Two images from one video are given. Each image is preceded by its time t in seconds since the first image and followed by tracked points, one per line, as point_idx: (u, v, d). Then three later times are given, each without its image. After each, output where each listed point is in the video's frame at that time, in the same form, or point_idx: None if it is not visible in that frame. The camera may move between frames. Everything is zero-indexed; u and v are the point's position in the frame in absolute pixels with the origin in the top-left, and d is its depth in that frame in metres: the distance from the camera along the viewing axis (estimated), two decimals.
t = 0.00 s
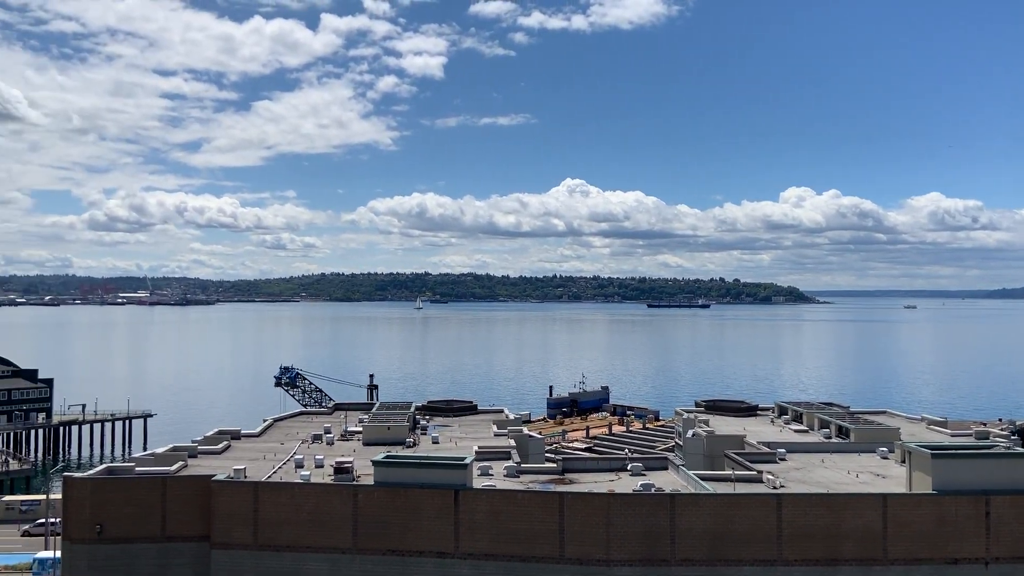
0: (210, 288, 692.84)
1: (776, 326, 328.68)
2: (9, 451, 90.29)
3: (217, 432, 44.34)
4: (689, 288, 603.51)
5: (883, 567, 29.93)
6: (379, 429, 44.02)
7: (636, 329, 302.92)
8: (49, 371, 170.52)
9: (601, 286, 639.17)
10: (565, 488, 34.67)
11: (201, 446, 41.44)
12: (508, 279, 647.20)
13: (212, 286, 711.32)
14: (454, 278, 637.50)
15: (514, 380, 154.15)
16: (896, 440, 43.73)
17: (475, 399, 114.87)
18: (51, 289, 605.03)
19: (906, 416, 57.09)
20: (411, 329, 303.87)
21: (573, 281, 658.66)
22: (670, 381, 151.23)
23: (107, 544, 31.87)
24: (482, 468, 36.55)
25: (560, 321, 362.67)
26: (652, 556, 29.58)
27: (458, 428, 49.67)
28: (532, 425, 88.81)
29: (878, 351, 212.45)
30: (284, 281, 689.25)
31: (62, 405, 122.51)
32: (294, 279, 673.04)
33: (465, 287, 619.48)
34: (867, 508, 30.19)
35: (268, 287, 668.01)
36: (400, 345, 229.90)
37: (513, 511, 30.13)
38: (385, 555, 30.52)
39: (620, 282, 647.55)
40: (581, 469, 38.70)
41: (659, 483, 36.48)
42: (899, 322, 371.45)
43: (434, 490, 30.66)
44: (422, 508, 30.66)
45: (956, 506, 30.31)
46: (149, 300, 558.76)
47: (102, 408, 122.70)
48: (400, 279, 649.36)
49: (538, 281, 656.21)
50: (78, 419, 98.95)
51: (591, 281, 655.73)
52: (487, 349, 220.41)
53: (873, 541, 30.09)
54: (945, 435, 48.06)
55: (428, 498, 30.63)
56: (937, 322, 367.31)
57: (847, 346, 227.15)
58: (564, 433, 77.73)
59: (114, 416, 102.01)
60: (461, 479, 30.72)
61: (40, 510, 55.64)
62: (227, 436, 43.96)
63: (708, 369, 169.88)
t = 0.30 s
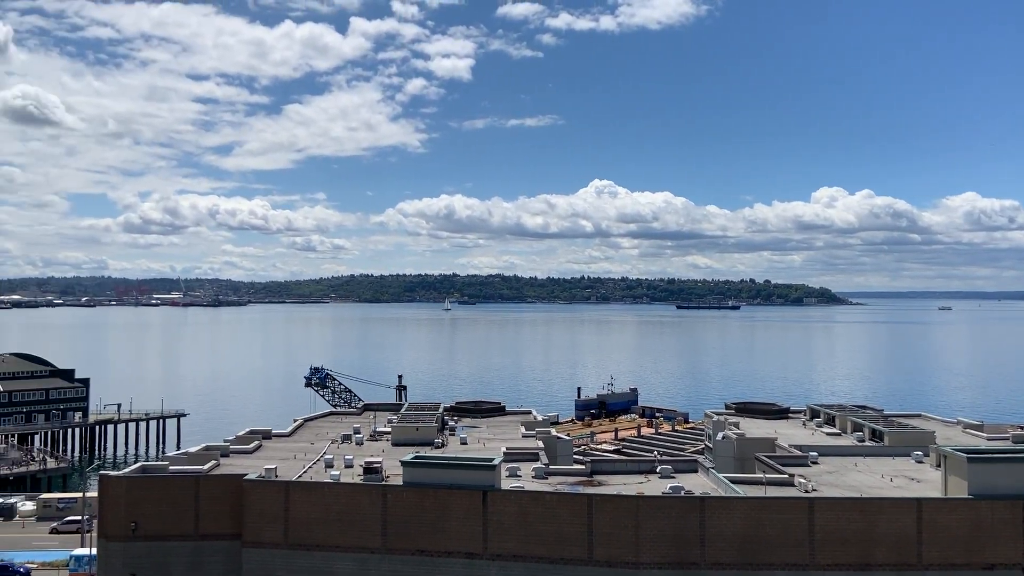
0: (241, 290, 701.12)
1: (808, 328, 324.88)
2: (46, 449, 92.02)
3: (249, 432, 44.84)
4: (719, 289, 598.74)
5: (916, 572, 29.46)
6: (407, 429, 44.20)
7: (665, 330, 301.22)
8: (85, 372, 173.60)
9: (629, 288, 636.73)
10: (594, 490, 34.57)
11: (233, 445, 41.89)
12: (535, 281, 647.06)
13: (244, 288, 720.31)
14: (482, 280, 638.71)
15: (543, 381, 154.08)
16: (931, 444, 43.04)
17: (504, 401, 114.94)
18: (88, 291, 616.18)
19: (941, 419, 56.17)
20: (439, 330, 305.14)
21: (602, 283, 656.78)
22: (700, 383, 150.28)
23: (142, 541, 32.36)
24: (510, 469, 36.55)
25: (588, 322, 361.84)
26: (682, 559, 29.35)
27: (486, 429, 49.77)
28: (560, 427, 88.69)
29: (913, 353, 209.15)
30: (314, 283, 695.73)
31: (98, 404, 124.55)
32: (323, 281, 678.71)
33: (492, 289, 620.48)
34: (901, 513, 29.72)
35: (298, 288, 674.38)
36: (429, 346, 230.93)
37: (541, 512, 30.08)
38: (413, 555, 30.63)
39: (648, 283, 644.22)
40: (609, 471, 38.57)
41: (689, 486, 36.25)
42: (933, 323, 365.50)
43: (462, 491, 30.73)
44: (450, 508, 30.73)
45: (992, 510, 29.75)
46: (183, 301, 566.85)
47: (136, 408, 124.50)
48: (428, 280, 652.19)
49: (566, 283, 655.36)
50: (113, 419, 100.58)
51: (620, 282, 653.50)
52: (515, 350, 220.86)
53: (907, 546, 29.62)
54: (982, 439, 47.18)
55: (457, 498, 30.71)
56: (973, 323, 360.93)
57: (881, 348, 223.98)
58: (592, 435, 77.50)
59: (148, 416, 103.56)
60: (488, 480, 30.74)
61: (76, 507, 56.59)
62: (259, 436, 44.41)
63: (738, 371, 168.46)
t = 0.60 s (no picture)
0: (273, 290, 707.88)
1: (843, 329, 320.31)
2: (84, 447, 93.73)
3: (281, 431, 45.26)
4: (751, 290, 593.07)
5: None
6: (437, 430, 44.34)
7: (696, 330, 299.20)
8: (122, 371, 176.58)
9: (660, 288, 633.11)
10: (624, 492, 34.32)
11: (266, 444, 42.37)
12: (565, 281, 645.67)
13: (276, 288, 728.44)
14: (511, 280, 639.09)
15: (572, 381, 153.78)
16: (970, 446, 42.15)
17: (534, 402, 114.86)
18: (125, 292, 627.90)
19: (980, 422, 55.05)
20: (470, 330, 305.73)
21: (632, 284, 653.94)
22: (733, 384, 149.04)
23: (176, 539, 32.77)
24: (540, 470, 36.46)
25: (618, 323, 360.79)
26: (714, 562, 29.06)
27: (515, 430, 49.73)
28: (590, 428, 88.36)
29: (951, 355, 205.51)
30: (345, 283, 701.29)
31: (133, 404, 126.57)
32: (354, 282, 683.86)
33: (521, 289, 620.61)
34: (938, 517, 29.14)
35: (329, 289, 679.98)
36: (458, 346, 231.71)
37: (570, 513, 29.93)
38: (443, 555, 30.69)
39: (679, 283, 640.02)
40: (640, 472, 38.32)
41: (720, 488, 35.86)
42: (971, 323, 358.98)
43: (492, 492, 30.71)
44: (480, 508, 30.72)
45: None
46: (216, 302, 574.71)
47: (170, 407, 126.21)
48: (458, 281, 653.89)
49: (595, 283, 653.11)
50: (149, 418, 102.02)
51: (650, 283, 650.25)
52: (545, 350, 220.72)
53: (944, 551, 29.04)
54: (1023, 442, 46.13)
55: (486, 499, 30.69)
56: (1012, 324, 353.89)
57: (918, 349, 220.25)
58: (622, 436, 77.12)
59: (182, 415, 105.12)
60: (518, 481, 30.68)
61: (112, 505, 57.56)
62: (290, 435, 44.83)
63: (771, 372, 166.77)
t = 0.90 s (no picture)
0: (307, 290, 715.09)
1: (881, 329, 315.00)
2: (124, 444, 95.54)
3: (316, 429, 45.72)
4: (787, 289, 585.82)
5: None
6: (470, 429, 44.45)
7: (730, 330, 296.58)
8: (161, 369, 179.63)
9: (693, 288, 628.18)
10: (658, 492, 34.10)
11: (301, 442, 42.81)
12: (597, 281, 642.99)
13: (310, 288, 735.65)
14: (544, 279, 638.46)
15: (605, 381, 153.49)
16: (1013, 448, 41.27)
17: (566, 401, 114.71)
18: (163, 292, 639.01)
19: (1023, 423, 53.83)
20: (502, 330, 306.29)
21: (665, 283, 649.82)
22: (768, 385, 147.33)
23: (213, 535, 33.25)
24: (573, 470, 36.39)
25: (650, 322, 359.17)
26: (750, 564, 28.76)
27: (548, 429, 49.69)
28: (623, 428, 88.04)
29: (994, 355, 201.05)
30: (378, 283, 705.89)
31: (172, 401, 128.86)
32: (387, 282, 688.65)
33: (553, 288, 619.75)
34: (980, 521, 28.60)
35: (362, 289, 684.79)
36: (490, 346, 232.32)
37: (604, 512, 29.82)
38: (476, 554, 30.76)
39: (712, 283, 634.44)
40: (674, 473, 38.03)
41: (757, 489, 35.45)
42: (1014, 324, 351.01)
43: (524, 490, 30.71)
44: (513, 508, 30.74)
45: None
46: (252, 302, 582.52)
47: (208, 404, 128.03)
48: (490, 281, 654.50)
49: (628, 283, 649.42)
50: (188, 415, 103.72)
51: (683, 282, 645.37)
52: (577, 350, 220.39)
53: (986, 554, 28.51)
54: None
55: (519, 499, 30.69)
56: None
57: (959, 350, 215.85)
58: (655, 437, 76.67)
59: (220, 412, 106.66)
60: (550, 481, 30.67)
61: (152, 501, 58.57)
62: (325, 433, 45.25)
63: (806, 373, 164.68)
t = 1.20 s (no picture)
0: (345, 289, 722.17)
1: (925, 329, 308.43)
2: (167, 440, 97.22)
3: (353, 428, 46.09)
4: (827, 288, 576.75)
5: None
6: (505, 428, 44.47)
7: (769, 330, 292.85)
8: (203, 368, 182.48)
9: (731, 286, 621.64)
10: (695, 493, 33.79)
11: (338, 440, 43.20)
12: (633, 280, 638.67)
13: (347, 288, 742.03)
14: (579, 279, 636.80)
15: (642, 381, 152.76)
16: None
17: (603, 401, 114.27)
18: (204, 292, 649.42)
19: None
20: (537, 330, 306.24)
21: (702, 283, 644.06)
22: (808, 385, 145.26)
23: (253, 531, 33.70)
24: (608, 470, 36.21)
25: (687, 322, 356.27)
26: (789, 567, 28.38)
27: (584, 429, 49.54)
28: (660, 428, 87.54)
29: None
30: (414, 283, 709.69)
31: (213, 399, 130.97)
32: (423, 282, 692.43)
33: (589, 287, 617.75)
34: None
35: (398, 288, 688.43)
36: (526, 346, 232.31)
37: (640, 513, 29.63)
38: (512, 553, 30.78)
39: (751, 282, 627.35)
40: (712, 474, 37.63)
41: (796, 491, 34.93)
42: None
43: (560, 490, 30.63)
44: (549, 508, 30.70)
45: None
46: (290, 301, 590.19)
47: (248, 402, 129.75)
48: (526, 281, 653.65)
49: (664, 281, 643.82)
50: (228, 412, 105.28)
51: (721, 281, 638.95)
52: (613, 350, 219.60)
53: None
54: None
55: (555, 498, 30.61)
56: None
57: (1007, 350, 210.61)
58: (692, 437, 76.00)
59: (259, 410, 108.14)
60: (586, 481, 30.55)
61: (194, 497, 59.49)
62: (362, 431, 45.60)
63: (846, 373, 162.06)
